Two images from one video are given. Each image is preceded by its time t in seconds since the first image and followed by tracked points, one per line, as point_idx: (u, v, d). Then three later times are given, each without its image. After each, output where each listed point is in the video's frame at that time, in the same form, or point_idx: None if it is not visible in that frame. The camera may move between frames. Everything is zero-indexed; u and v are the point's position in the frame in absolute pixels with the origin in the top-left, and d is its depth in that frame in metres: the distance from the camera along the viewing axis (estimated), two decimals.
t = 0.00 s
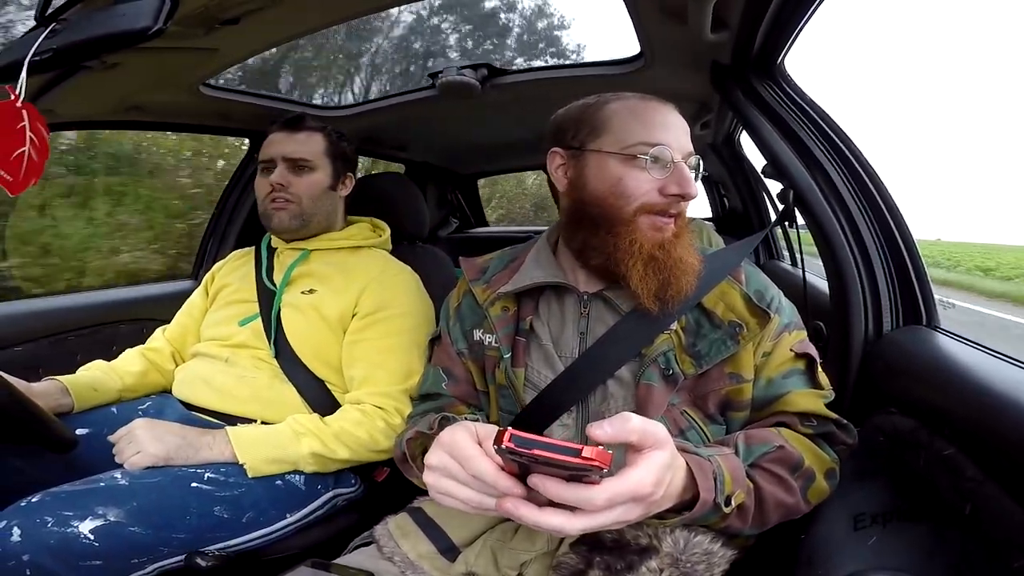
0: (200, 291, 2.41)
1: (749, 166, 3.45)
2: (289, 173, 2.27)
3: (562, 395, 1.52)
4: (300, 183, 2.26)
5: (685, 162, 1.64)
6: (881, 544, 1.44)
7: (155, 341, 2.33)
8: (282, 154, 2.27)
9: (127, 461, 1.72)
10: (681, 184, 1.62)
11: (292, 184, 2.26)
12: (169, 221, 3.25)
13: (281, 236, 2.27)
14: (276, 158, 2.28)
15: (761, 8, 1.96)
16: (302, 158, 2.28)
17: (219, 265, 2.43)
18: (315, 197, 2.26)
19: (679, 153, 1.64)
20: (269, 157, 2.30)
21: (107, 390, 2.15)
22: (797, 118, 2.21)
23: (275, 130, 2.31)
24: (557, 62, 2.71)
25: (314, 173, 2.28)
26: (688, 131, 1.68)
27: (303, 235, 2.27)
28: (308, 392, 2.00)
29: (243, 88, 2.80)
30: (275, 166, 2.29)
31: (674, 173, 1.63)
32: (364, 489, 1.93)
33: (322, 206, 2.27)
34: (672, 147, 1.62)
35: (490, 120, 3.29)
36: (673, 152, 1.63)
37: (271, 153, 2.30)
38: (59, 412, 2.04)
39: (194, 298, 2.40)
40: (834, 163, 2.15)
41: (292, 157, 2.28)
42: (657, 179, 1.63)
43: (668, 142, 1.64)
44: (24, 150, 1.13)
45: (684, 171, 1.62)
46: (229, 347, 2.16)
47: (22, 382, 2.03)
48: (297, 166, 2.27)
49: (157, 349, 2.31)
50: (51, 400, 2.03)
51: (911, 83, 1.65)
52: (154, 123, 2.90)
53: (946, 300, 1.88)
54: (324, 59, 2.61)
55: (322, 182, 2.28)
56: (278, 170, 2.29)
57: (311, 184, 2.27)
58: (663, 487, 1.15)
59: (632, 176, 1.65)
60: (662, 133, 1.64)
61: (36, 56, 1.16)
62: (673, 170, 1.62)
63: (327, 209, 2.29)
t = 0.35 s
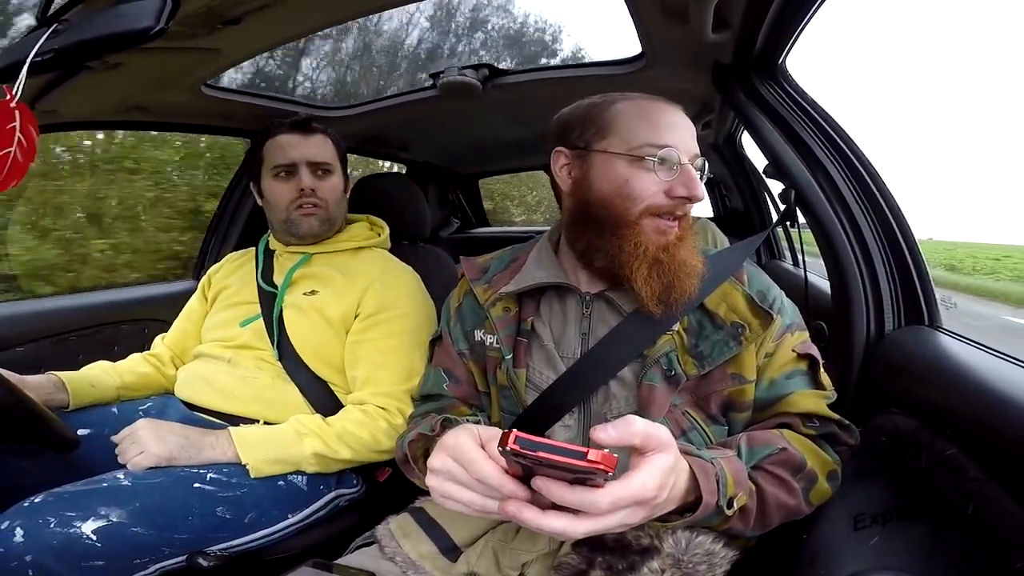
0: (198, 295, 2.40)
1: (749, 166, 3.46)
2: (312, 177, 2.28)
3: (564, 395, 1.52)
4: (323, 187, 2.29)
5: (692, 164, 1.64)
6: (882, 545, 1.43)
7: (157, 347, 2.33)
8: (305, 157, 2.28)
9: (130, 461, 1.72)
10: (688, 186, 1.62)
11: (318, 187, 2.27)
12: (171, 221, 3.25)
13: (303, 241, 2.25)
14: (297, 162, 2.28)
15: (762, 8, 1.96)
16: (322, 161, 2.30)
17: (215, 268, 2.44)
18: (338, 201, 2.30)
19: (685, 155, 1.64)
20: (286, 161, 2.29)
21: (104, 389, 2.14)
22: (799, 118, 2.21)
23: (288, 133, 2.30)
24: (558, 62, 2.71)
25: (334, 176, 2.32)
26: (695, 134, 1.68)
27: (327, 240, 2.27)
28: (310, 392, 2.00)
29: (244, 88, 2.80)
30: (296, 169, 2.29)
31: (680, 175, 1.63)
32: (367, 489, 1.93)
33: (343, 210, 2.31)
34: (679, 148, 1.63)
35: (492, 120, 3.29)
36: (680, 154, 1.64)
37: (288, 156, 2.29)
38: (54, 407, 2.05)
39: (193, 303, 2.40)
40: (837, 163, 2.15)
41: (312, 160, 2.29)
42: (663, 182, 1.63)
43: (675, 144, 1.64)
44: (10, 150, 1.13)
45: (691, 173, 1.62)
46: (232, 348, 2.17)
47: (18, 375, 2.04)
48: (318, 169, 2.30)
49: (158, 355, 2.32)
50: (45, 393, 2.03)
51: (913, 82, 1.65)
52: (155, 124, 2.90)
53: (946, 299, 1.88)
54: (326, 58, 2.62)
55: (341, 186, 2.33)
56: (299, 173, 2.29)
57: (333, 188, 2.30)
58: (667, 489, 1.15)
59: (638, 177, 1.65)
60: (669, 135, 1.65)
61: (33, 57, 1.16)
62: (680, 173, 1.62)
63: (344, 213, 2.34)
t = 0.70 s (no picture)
0: (177, 299, 2.39)
1: (748, 165, 3.46)
2: (278, 175, 2.25)
3: (563, 395, 1.52)
4: (290, 186, 2.26)
5: (682, 161, 1.63)
6: (882, 544, 1.45)
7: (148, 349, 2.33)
8: (270, 155, 2.25)
9: (133, 459, 1.72)
10: (674, 183, 1.61)
11: (286, 186, 2.25)
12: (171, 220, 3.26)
13: (274, 243, 2.22)
14: (261, 161, 2.25)
15: (762, 8, 1.96)
16: (287, 159, 2.27)
17: (191, 267, 2.44)
18: (307, 199, 2.27)
19: (674, 152, 1.63)
20: (249, 161, 2.25)
21: (104, 385, 2.14)
22: (797, 118, 2.22)
23: (248, 132, 2.26)
24: (557, 61, 2.72)
25: (300, 174, 2.30)
26: (689, 134, 1.67)
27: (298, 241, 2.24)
28: (303, 391, 2.00)
29: (244, 88, 2.80)
30: (260, 169, 2.26)
31: (667, 173, 1.62)
32: (366, 487, 1.93)
33: (313, 207, 2.29)
34: (669, 147, 1.62)
35: (491, 119, 3.29)
36: (668, 151, 1.63)
37: (251, 156, 2.25)
38: (56, 403, 2.05)
39: (172, 306, 2.39)
40: (835, 162, 2.15)
41: (278, 159, 2.27)
42: (649, 179, 1.63)
43: (665, 143, 1.63)
44: (15, 149, 1.12)
45: (679, 170, 1.61)
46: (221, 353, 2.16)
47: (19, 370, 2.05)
48: (284, 167, 2.27)
49: (152, 355, 2.33)
50: (46, 389, 2.03)
51: (912, 83, 1.66)
52: (155, 123, 2.91)
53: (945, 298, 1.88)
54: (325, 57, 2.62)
55: (308, 183, 2.31)
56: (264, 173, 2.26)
57: (300, 185, 2.28)
58: (679, 485, 1.14)
59: (627, 174, 1.65)
60: (659, 132, 1.64)
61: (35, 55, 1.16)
62: (668, 169, 1.62)
63: (314, 211, 2.31)
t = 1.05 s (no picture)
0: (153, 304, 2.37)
1: (747, 166, 3.46)
2: (248, 173, 2.23)
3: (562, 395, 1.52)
4: (262, 183, 2.23)
5: (590, 148, 1.64)
6: (881, 543, 1.45)
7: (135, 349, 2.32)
8: (239, 152, 2.22)
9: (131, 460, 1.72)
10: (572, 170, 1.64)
11: (256, 184, 2.22)
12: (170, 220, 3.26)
13: (243, 243, 2.18)
14: (230, 158, 2.22)
15: (761, 8, 1.96)
16: (259, 154, 2.25)
17: (163, 270, 2.42)
18: (279, 196, 2.25)
19: (584, 142, 1.65)
20: (216, 158, 2.22)
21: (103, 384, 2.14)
22: (796, 118, 2.22)
23: (213, 129, 2.23)
24: (556, 62, 2.72)
25: (272, 170, 2.27)
26: (603, 113, 1.65)
27: (272, 239, 2.22)
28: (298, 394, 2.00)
29: (243, 88, 2.80)
30: (229, 166, 2.23)
31: (572, 163, 1.65)
32: (366, 488, 1.93)
33: (286, 203, 2.26)
34: (573, 136, 1.65)
35: (491, 119, 3.30)
36: (574, 142, 1.66)
37: (220, 153, 2.22)
38: (54, 404, 2.05)
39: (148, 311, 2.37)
40: (833, 161, 2.15)
41: (248, 155, 2.24)
42: (560, 171, 1.68)
43: (573, 131, 1.66)
44: (20, 150, 1.14)
45: (579, 157, 1.64)
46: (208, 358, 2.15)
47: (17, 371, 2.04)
48: (255, 163, 2.24)
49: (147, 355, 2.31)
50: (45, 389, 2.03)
51: (910, 83, 1.66)
52: (155, 123, 2.91)
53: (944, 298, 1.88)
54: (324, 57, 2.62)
55: (281, 179, 2.28)
56: (235, 169, 2.23)
57: (272, 182, 2.25)
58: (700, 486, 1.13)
59: (548, 171, 1.71)
60: (566, 125, 1.67)
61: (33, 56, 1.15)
62: (572, 159, 1.65)
63: (288, 209, 2.28)
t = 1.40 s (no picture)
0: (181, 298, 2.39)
1: (747, 165, 3.47)
2: (233, 174, 2.25)
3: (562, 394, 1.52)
4: (245, 184, 2.25)
5: (572, 178, 1.56)
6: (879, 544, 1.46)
7: (148, 346, 2.32)
8: (224, 153, 2.25)
9: (130, 458, 1.72)
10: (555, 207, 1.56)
11: (237, 185, 2.24)
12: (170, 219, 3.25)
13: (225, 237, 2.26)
14: (219, 158, 2.26)
15: (760, 7, 1.96)
16: (245, 156, 2.25)
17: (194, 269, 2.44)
18: (259, 198, 2.24)
19: (566, 172, 1.56)
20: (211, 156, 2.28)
21: (103, 384, 2.14)
22: (795, 117, 2.22)
23: (220, 128, 2.29)
24: (556, 60, 2.72)
25: (261, 172, 2.26)
26: (584, 139, 1.55)
27: (256, 235, 2.25)
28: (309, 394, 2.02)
29: (242, 87, 2.80)
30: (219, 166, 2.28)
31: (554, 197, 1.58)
32: (366, 488, 1.93)
33: (267, 206, 2.25)
34: (551, 167, 1.57)
35: (490, 119, 3.30)
36: (556, 170, 1.57)
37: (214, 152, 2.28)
38: (53, 403, 2.05)
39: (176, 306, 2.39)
40: (832, 160, 2.15)
41: (236, 156, 2.25)
42: (543, 201, 1.61)
43: (553, 161, 1.57)
44: (4, 149, 1.13)
45: (560, 192, 1.56)
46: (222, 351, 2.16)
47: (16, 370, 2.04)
48: (241, 165, 2.25)
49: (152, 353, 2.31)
50: (44, 389, 2.03)
51: (910, 82, 1.65)
52: (154, 121, 2.90)
53: (944, 297, 1.88)
54: (324, 56, 2.62)
55: (271, 182, 2.26)
56: (222, 170, 2.27)
57: (257, 184, 2.25)
58: (693, 492, 1.12)
59: (530, 196, 1.63)
60: (546, 151, 1.58)
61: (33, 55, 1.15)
62: (554, 191, 1.57)
63: (277, 211, 2.27)
